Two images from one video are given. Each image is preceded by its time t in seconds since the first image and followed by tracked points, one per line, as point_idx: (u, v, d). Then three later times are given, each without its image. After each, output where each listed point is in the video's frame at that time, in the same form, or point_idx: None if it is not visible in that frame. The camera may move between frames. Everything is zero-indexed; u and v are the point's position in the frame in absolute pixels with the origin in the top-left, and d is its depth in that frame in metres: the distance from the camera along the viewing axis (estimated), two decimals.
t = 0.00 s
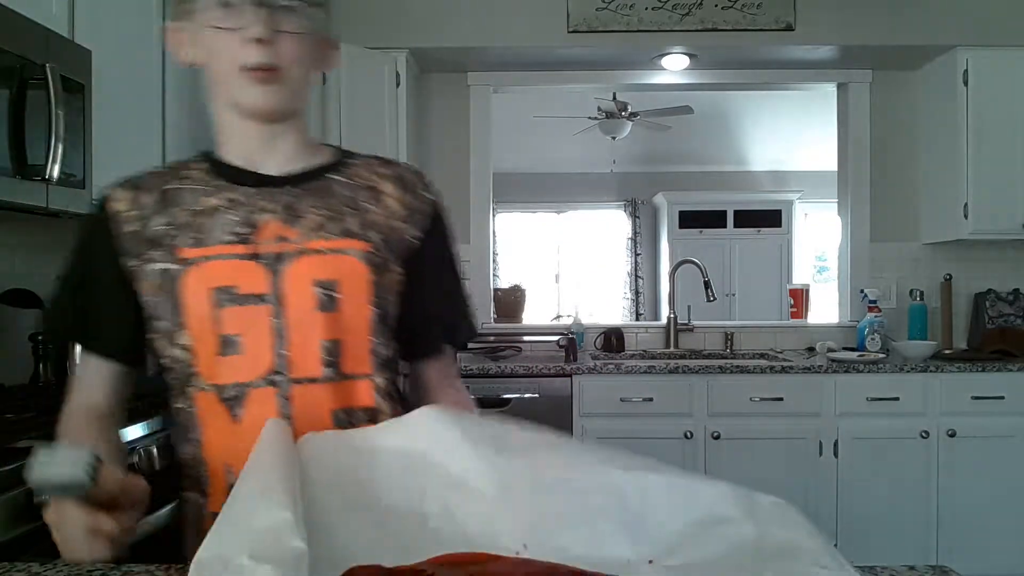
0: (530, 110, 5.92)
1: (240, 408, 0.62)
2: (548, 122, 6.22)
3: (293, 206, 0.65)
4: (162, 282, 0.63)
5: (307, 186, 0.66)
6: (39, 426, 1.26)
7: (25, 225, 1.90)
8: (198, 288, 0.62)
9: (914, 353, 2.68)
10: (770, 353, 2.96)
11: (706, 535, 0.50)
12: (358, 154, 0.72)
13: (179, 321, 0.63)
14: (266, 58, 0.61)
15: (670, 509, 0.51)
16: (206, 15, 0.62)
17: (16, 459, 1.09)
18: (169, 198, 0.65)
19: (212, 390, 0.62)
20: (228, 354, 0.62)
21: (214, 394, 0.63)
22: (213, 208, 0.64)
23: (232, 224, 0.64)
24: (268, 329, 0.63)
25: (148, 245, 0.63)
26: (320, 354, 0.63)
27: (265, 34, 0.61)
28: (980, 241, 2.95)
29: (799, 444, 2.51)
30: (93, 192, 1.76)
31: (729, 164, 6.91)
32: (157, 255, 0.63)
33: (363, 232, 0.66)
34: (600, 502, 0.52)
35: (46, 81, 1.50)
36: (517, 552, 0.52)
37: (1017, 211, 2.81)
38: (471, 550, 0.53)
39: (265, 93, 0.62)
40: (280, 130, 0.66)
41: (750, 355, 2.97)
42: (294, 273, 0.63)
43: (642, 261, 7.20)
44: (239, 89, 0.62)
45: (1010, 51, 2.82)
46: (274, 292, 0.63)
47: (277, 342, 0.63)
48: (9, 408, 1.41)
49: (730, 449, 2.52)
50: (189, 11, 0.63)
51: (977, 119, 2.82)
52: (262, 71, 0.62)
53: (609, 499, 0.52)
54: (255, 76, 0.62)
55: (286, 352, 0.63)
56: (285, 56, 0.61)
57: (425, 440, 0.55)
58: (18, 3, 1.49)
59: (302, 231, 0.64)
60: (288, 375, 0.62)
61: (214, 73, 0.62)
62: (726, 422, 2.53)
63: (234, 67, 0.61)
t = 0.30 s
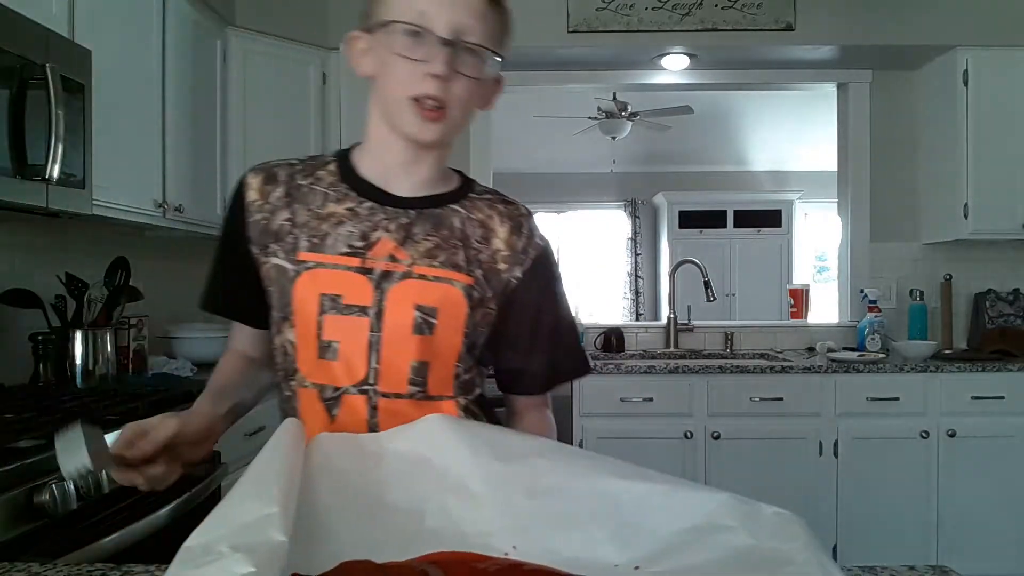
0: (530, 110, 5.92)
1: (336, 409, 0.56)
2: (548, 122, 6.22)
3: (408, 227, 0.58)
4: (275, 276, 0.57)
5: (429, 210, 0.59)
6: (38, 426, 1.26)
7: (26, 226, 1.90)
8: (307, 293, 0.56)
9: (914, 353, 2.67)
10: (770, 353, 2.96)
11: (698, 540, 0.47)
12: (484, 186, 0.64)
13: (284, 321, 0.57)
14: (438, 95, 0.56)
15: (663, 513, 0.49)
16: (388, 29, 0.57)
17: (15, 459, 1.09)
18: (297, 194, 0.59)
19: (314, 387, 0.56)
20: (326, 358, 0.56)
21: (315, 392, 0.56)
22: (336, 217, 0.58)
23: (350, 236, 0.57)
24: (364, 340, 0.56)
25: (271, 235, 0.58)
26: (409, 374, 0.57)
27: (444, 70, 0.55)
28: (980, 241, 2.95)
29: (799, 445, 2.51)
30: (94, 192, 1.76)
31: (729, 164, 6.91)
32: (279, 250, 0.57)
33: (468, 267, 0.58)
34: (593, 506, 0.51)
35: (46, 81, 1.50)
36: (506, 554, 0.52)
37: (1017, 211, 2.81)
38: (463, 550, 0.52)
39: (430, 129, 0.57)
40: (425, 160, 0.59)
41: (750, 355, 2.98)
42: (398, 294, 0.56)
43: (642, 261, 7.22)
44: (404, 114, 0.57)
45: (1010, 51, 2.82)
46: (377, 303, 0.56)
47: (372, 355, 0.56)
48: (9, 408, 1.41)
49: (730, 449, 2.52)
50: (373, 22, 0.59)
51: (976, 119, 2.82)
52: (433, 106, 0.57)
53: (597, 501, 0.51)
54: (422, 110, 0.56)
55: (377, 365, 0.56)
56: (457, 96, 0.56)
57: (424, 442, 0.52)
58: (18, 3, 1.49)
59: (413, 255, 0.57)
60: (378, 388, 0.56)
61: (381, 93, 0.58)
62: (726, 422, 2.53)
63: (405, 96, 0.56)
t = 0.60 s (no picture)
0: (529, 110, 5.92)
1: (375, 400, 0.63)
2: (547, 122, 6.21)
3: (449, 233, 0.69)
4: (324, 273, 0.66)
5: (466, 216, 0.70)
6: (37, 426, 1.26)
7: (27, 226, 1.90)
8: (353, 288, 0.65)
9: (915, 353, 2.67)
10: (770, 353, 2.96)
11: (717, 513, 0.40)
12: (520, 197, 0.75)
13: (327, 316, 0.65)
14: (475, 120, 0.66)
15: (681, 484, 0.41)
16: (435, 58, 0.67)
17: (15, 459, 1.08)
18: (345, 200, 0.69)
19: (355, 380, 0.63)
20: (365, 351, 0.64)
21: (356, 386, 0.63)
22: (382, 221, 0.68)
23: (394, 239, 0.67)
24: (403, 335, 0.65)
25: (321, 236, 0.67)
26: (445, 368, 0.65)
27: (481, 99, 0.65)
28: (979, 240, 2.96)
29: (799, 445, 2.51)
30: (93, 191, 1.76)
31: (729, 165, 6.91)
32: (327, 250, 0.66)
33: (503, 269, 0.69)
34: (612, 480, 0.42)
35: (46, 81, 1.50)
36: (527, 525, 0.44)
37: (1017, 211, 2.82)
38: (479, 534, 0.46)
39: (466, 149, 0.68)
40: (461, 175, 0.70)
41: (750, 355, 2.97)
42: (436, 291, 0.66)
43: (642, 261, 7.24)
44: (444, 137, 0.68)
45: (1009, 51, 2.82)
46: (416, 300, 0.65)
47: (410, 349, 0.64)
48: (9, 408, 1.41)
49: (730, 449, 2.52)
50: (424, 48, 0.69)
51: (976, 119, 2.82)
52: (468, 130, 0.67)
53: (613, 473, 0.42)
54: (459, 134, 0.67)
55: (415, 358, 0.64)
56: (491, 121, 0.67)
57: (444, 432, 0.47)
58: (18, 2, 1.49)
59: (453, 256, 0.68)
60: (415, 378, 0.64)
61: (426, 113, 0.69)
62: (727, 422, 2.53)
63: (447, 122, 0.67)
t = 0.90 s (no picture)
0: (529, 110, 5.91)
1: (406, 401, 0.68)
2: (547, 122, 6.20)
3: (474, 235, 0.76)
4: (352, 271, 0.72)
5: (489, 220, 0.77)
6: (37, 426, 1.25)
7: (26, 226, 1.90)
8: (386, 289, 0.71)
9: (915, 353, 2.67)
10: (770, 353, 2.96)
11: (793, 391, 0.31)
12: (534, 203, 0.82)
13: (357, 315, 0.71)
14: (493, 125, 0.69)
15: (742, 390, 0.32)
16: (452, 65, 0.70)
17: (14, 459, 1.08)
18: (370, 202, 0.77)
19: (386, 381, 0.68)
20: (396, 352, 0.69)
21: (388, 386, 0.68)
22: (408, 224, 0.76)
23: (421, 241, 0.75)
24: (434, 337, 0.69)
25: (349, 236, 0.74)
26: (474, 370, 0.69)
27: (499, 103, 0.68)
28: (980, 240, 2.96)
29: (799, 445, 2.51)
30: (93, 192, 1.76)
31: (729, 164, 6.90)
32: (355, 250, 0.73)
33: (527, 273, 0.75)
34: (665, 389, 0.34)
35: (46, 81, 1.50)
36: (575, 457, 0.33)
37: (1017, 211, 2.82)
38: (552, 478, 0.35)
39: (486, 153, 0.72)
40: (481, 177, 0.76)
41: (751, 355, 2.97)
42: (467, 295, 0.71)
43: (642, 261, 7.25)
44: (464, 142, 0.71)
45: (1009, 51, 2.82)
46: (447, 303, 0.71)
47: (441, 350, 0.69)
48: (10, 408, 1.41)
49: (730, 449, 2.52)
50: (440, 56, 0.73)
51: (976, 119, 2.83)
52: (487, 134, 0.70)
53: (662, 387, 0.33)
54: (478, 138, 0.70)
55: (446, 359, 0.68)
56: (508, 125, 0.69)
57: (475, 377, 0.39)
58: (18, 2, 1.49)
59: (479, 259, 0.74)
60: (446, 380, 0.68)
61: (445, 121, 0.72)
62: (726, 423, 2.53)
63: (466, 127, 0.70)
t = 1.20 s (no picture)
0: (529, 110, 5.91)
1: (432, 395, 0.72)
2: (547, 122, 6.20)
3: (491, 234, 0.78)
4: (372, 269, 0.73)
5: (504, 220, 0.80)
6: (37, 425, 1.25)
7: (26, 226, 1.90)
8: (410, 287, 0.74)
9: (914, 353, 2.67)
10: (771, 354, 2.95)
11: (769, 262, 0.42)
12: (538, 206, 0.85)
13: (378, 312, 0.73)
14: (498, 124, 0.70)
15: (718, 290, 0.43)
16: (457, 68, 0.71)
17: (15, 459, 1.08)
18: (385, 200, 0.77)
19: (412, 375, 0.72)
20: (423, 349, 0.73)
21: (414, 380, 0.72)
22: (426, 222, 0.77)
23: (441, 240, 0.76)
24: (460, 332, 0.74)
25: (367, 233, 0.74)
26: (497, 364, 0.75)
27: (504, 102, 0.69)
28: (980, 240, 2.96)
29: (799, 445, 2.51)
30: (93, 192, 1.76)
31: (729, 164, 6.91)
32: (375, 246, 0.74)
33: (542, 271, 0.80)
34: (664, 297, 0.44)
35: (46, 81, 1.50)
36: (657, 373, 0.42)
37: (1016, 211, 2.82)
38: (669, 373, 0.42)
39: (492, 151, 0.72)
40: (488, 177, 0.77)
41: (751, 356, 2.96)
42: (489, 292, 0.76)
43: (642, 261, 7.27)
44: (470, 142, 0.72)
45: (1009, 51, 2.82)
46: (470, 301, 0.75)
47: (468, 345, 0.74)
48: (10, 408, 1.41)
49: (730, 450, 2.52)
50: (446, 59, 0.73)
51: (976, 119, 2.83)
52: (493, 133, 0.71)
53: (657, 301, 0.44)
54: (484, 138, 0.71)
55: (473, 354, 0.74)
56: (513, 123, 0.70)
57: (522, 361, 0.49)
58: (17, 2, 1.49)
59: (497, 257, 0.77)
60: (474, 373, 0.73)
61: (452, 122, 0.73)
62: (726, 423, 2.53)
63: (472, 127, 0.71)
